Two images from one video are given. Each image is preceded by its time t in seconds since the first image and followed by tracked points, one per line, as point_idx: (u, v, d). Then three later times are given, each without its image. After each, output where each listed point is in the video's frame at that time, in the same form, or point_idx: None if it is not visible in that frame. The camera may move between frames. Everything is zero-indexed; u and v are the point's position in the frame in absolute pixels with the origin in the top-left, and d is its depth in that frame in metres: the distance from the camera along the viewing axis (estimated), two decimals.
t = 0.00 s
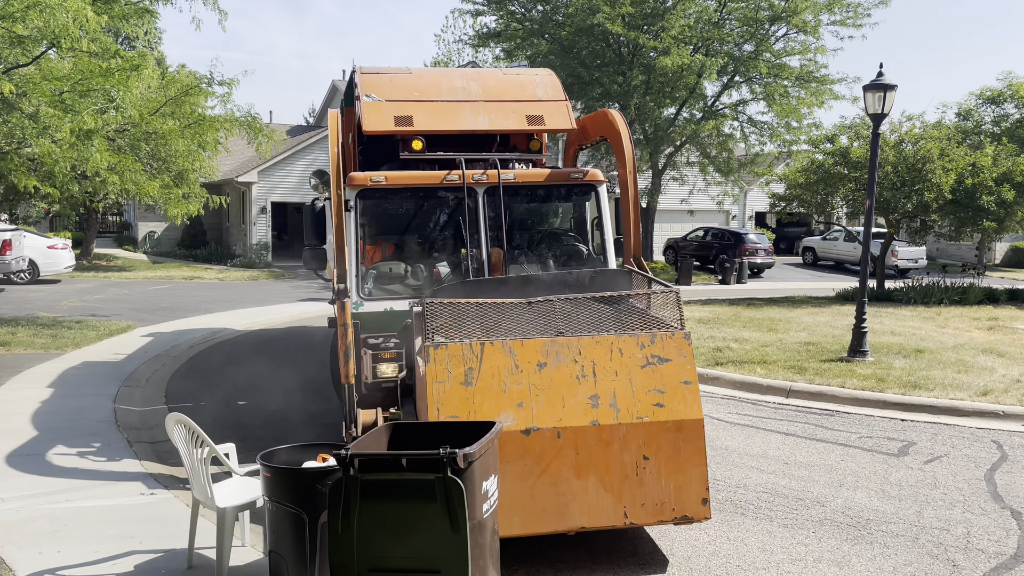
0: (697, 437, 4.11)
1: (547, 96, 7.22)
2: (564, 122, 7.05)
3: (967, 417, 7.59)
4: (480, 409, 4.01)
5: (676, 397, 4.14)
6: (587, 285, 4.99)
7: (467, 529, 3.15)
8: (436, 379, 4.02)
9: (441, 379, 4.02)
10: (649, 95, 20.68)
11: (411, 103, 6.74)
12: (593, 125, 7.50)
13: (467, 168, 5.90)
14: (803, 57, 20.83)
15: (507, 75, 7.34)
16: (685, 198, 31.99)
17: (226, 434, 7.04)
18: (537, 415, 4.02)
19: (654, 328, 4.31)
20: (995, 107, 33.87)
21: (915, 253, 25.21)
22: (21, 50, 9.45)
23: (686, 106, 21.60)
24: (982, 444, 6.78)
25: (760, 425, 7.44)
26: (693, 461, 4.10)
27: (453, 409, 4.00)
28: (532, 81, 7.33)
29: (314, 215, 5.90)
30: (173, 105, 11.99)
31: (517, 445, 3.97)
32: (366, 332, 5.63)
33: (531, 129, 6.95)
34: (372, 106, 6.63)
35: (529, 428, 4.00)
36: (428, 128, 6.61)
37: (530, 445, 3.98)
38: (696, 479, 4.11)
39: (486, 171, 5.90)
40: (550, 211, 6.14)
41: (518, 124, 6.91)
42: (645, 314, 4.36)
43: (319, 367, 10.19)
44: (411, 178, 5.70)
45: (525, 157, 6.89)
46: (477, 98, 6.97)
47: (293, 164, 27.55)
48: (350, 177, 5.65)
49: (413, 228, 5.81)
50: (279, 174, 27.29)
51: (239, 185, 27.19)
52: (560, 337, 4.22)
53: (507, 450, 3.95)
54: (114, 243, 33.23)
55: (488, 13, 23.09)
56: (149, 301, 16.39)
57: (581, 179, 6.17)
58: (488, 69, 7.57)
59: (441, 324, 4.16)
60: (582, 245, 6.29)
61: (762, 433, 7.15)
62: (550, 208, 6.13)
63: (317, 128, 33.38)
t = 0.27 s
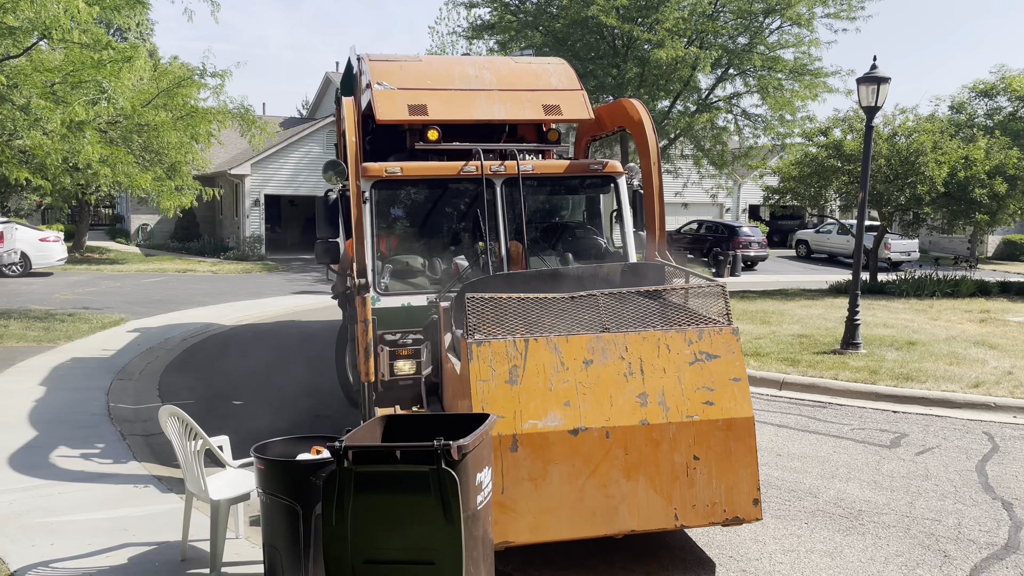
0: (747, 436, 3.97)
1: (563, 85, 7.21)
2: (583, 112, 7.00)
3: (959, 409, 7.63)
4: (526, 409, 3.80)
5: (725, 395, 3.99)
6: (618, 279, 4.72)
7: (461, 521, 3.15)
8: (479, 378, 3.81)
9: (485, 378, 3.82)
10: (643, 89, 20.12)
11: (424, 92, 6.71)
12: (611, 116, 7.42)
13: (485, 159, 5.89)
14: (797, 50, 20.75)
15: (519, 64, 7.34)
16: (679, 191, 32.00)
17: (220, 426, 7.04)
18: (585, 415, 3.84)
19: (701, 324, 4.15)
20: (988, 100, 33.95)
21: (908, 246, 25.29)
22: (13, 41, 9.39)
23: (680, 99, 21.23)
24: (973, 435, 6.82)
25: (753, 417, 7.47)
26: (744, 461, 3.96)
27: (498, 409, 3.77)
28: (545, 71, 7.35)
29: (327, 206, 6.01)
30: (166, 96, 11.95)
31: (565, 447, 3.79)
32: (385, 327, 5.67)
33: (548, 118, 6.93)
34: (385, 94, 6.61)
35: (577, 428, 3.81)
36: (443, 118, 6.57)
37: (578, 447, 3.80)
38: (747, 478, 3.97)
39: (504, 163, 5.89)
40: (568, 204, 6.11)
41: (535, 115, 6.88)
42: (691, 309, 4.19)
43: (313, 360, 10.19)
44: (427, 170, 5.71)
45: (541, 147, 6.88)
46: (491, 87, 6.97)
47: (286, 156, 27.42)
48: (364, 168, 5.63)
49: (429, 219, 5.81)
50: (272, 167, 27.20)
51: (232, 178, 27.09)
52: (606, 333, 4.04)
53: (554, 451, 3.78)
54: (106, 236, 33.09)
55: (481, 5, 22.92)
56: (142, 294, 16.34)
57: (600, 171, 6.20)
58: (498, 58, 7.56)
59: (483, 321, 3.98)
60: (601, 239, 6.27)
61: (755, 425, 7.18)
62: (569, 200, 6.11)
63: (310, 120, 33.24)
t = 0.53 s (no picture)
0: (773, 439, 4.01)
1: (570, 78, 7.20)
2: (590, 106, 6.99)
3: (952, 402, 7.67)
4: (551, 413, 3.81)
5: (752, 397, 4.04)
6: (635, 278, 4.92)
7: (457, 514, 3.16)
8: (504, 382, 3.83)
9: (510, 382, 3.83)
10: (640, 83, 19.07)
11: (430, 86, 6.69)
12: (619, 110, 7.39)
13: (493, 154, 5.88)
14: (793, 43, 20.61)
15: (525, 57, 7.32)
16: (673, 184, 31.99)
17: (215, 420, 7.04)
18: (611, 418, 3.87)
19: (725, 325, 4.20)
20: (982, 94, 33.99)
21: (902, 240, 25.36)
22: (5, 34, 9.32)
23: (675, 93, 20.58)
24: (967, 428, 6.86)
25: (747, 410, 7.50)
26: (771, 464, 4.00)
27: (523, 413, 3.78)
28: (551, 64, 7.32)
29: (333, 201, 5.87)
30: (159, 90, 11.87)
31: (593, 450, 3.81)
32: (391, 326, 5.51)
33: (556, 111, 6.92)
34: (390, 87, 6.58)
35: (603, 432, 3.83)
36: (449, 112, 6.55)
37: (605, 451, 3.83)
38: (773, 482, 4.00)
39: (513, 158, 5.87)
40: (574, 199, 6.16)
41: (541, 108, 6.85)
42: (714, 310, 4.24)
43: (310, 354, 10.20)
44: (434, 165, 5.71)
45: (548, 141, 6.86)
46: (497, 80, 6.94)
47: (281, 150, 27.30)
48: (371, 163, 5.62)
49: (439, 216, 5.81)
50: (266, 160, 27.09)
51: (226, 171, 26.98)
52: (631, 336, 4.07)
53: (581, 456, 3.80)
54: (100, 229, 32.96)
55: None
56: (136, 288, 16.28)
57: (609, 166, 6.18)
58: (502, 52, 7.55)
59: (506, 323, 3.98)
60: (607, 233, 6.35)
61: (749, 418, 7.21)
62: (573, 196, 6.15)
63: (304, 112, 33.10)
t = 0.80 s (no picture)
0: (772, 430, 4.02)
1: (567, 73, 7.19)
2: (588, 102, 6.98)
3: (949, 396, 7.69)
4: (549, 404, 3.81)
5: (749, 388, 4.05)
6: (631, 272, 4.87)
7: (455, 508, 3.16)
8: (502, 373, 3.82)
9: (508, 373, 3.83)
10: (637, 78, 19.05)
11: (428, 79, 6.66)
12: (616, 104, 7.40)
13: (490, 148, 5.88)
14: (790, 38, 20.58)
15: (523, 51, 7.31)
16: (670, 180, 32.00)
17: (213, 416, 7.04)
18: (610, 410, 3.87)
19: (723, 316, 4.21)
20: (979, 89, 33.99)
21: (899, 235, 25.39)
22: None
23: (672, 88, 20.43)
24: (964, 422, 6.87)
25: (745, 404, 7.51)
26: (769, 455, 4.01)
27: (521, 404, 3.78)
28: (548, 58, 7.31)
29: (329, 197, 5.72)
30: (155, 85, 11.85)
31: (591, 441, 3.82)
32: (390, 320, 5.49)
33: (553, 105, 6.92)
34: (388, 81, 6.56)
35: (601, 423, 3.84)
36: (447, 106, 6.54)
37: (603, 442, 3.83)
38: (771, 473, 4.02)
39: (510, 152, 5.88)
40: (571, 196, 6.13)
41: (539, 103, 6.85)
42: (712, 302, 4.25)
43: (307, 349, 10.20)
44: (433, 159, 5.70)
45: (545, 135, 6.86)
46: (495, 74, 6.92)
47: (278, 145, 27.26)
48: (369, 157, 5.61)
49: (437, 211, 5.81)
50: (263, 156, 27.06)
51: (222, 167, 26.93)
52: (629, 327, 4.07)
53: (579, 447, 3.80)
54: (97, 226, 32.91)
55: None
56: (133, 284, 16.26)
57: (607, 160, 6.19)
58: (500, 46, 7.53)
59: (503, 315, 3.97)
60: (605, 228, 6.33)
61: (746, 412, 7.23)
62: (571, 190, 6.13)
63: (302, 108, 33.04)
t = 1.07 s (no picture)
0: (761, 416, 4.02)
1: (564, 68, 7.19)
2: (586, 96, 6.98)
3: (948, 393, 7.70)
4: (538, 391, 3.82)
5: (739, 374, 4.05)
6: (624, 262, 4.89)
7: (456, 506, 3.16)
8: (491, 361, 3.83)
9: (497, 361, 3.83)
10: (637, 75, 19.01)
11: (424, 76, 6.66)
12: (612, 99, 7.39)
13: (486, 143, 5.89)
14: (790, 35, 20.53)
15: (519, 47, 7.30)
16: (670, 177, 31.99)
17: (214, 414, 7.04)
18: (599, 396, 3.87)
19: (712, 304, 4.21)
20: (978, 85, 33.97)
21: (899, 232, 25.39)
22: None
23: (672, 85, 20.37)
24: (963, 419, 6.88)
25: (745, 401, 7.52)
26: (759, 441, 4.01)
27: (510, 392, 3.79)
28: (545, 53, 7.30)
29: (327, 192, 5.70)
30: (154, 84, 11.83)
31: (579, 427, 3.82)
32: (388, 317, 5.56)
33: (549, 100, 6.91)
34: (384, 77, 6.56)
35: (589, 410, 3.84)
36: (443, 102, 6.54)
37: (592, 429, 3.83)
38: (761, 459, 4.02)
39: (506, 146, 5.89)
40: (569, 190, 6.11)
41: (535, 99, 6.84)
42: (702, 289, 4.25)
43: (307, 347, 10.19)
44: (428, 154, 5.69)
45: (542, 129, 6.85)
46: (491, 70, 6.91)
47: (277, 143, 27.23)
48: (364, 153, 5.60)
49: (433, 206, 5.81)
50: (263, 154, 27.06)
51: (222, 165, 26.91)
52: (618, 314, 4.07)
53: (568, 434, 3.80)
54: (96, 224, 32.89)
55: None
56: (133, 282, 16.25)
57: (602, 154, 6.20)
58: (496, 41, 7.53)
59: (492, 304, 3.99)
60: (604, 222, 6.31)
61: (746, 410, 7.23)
62: (568, 184, 6.11)
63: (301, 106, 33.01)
